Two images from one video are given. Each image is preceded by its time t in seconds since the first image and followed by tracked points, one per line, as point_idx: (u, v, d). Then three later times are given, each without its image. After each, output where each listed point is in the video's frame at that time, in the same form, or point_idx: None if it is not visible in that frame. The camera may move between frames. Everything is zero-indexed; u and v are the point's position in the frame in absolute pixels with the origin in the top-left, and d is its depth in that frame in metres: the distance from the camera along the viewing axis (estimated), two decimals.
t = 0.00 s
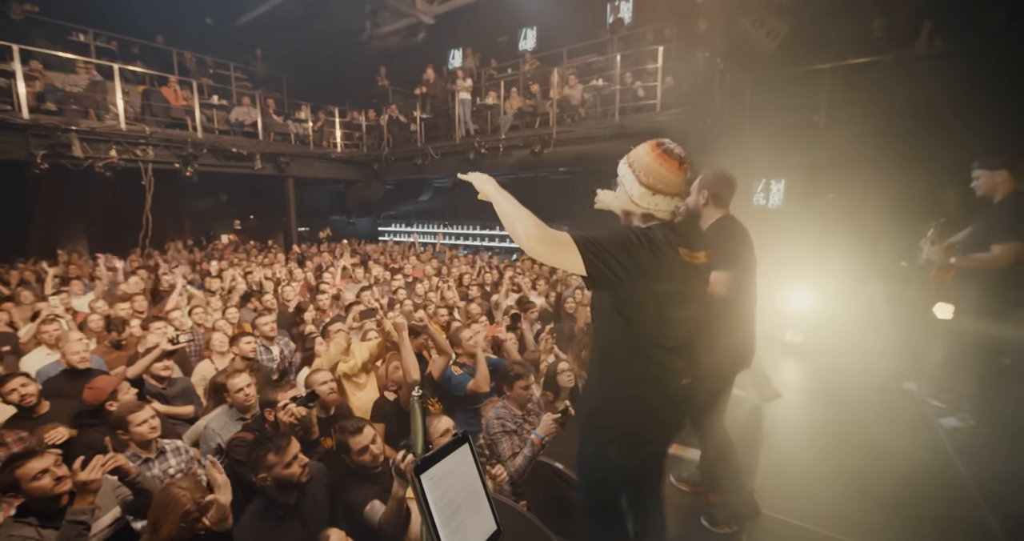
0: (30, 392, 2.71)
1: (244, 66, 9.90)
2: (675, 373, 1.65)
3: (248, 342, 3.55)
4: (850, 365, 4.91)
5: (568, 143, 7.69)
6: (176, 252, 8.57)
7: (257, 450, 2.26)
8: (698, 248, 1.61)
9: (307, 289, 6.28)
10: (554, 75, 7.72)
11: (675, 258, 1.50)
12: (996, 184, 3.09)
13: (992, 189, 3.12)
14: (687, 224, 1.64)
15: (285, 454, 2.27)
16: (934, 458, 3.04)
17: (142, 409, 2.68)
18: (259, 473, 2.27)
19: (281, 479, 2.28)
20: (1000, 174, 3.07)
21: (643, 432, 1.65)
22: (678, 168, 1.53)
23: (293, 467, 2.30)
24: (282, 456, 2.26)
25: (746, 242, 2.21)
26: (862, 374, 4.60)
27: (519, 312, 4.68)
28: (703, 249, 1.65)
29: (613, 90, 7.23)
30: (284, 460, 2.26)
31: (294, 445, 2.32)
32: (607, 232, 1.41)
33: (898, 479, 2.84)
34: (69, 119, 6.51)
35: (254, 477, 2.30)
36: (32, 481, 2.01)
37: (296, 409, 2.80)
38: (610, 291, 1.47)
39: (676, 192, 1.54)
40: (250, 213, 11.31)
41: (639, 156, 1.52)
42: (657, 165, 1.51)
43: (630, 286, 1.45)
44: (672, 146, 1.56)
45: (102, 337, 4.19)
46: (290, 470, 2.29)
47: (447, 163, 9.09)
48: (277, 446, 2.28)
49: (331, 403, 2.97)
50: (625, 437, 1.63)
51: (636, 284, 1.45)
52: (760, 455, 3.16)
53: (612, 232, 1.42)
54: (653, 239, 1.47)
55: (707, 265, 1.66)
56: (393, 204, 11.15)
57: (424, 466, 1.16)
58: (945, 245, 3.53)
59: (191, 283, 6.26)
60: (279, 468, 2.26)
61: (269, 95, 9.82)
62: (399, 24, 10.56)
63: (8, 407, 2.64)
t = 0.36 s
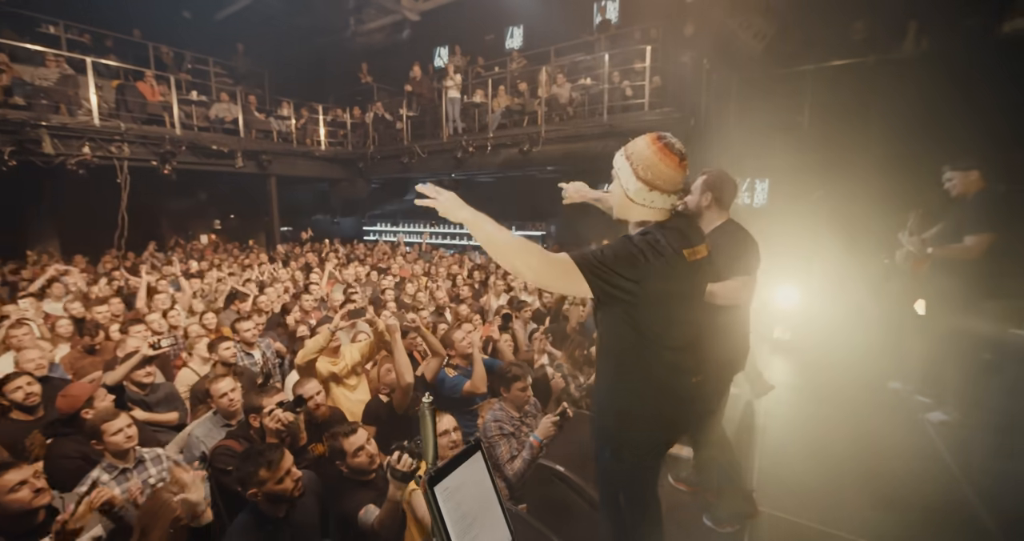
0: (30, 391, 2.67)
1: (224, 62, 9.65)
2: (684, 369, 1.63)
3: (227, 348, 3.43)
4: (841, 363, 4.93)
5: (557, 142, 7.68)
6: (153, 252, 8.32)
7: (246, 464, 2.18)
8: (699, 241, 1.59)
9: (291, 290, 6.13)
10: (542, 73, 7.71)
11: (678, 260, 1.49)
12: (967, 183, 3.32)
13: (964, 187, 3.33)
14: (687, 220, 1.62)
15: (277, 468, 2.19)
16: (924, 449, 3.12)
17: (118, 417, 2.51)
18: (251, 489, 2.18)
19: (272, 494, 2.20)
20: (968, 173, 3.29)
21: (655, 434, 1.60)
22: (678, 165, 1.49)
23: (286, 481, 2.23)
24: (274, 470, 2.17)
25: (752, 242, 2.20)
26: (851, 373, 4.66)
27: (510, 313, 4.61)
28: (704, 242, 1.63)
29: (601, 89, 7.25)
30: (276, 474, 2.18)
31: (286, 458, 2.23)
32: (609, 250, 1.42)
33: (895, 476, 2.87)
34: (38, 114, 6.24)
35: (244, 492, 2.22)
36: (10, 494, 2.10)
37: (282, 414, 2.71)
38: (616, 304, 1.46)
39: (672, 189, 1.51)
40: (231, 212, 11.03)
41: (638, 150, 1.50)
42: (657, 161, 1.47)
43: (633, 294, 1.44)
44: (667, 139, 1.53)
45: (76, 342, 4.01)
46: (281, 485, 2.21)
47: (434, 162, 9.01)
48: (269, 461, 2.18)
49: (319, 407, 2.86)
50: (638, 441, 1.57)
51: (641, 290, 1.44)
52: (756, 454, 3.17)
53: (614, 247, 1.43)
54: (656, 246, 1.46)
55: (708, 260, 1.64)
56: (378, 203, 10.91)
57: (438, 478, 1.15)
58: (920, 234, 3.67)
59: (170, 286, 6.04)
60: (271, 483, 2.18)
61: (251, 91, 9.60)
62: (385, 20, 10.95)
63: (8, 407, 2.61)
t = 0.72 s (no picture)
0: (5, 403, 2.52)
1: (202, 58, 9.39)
2: (692, 372, 1.62)
3: (207, 355, 3.30)
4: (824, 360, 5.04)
5: (545, 142, 7.67)
6: (128, 254, 8.04)
7: (233, 476, 2.18)
8: (709, 244, 1.55)
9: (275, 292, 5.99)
10: (529, 73, 7.69)
11: (681, 261, 1.45)
12: (934, 186, 3.18)
13: (931, 191, 3.18)
14: (697, 222, 1.57)
15: (263, 478, 2.18)
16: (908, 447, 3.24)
17: (98, 428, 2.39)
18: (239, 501, 2.18)
19: (261, 506, 2.18)
20: (936, 177, 3.16)
21: (663, 437, 1.61)
22: (688, 164, 1.47)
23: (275, 491, 2.22)
24: (261, 480, 2.17)
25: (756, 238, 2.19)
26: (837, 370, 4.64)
27: (501, 313, 4.58)
28: (715, 243, 1.59)
29: (589, 90, 7.27)
30: (263, 486, 2.17)
31: (272, 469, 2.21)
32: (609, 244, 1.39)
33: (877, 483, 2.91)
34: (5, 110, 5.98)
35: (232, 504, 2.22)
36: None
37: (272, 421, 2.62)
38: (613, 303, 1.45)
39: (683, 188, 1.49)
40: (210, 213, 10.74)
41: (648, 149, 1.47)
42: (667, 161, 1.45)
43: (633, 295, 1.41)
44: (681, 138, 1.51)
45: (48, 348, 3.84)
46: (271, 495, 2.20)
47: (420, 162, 8.92)
48: (254, 472, 2.17)
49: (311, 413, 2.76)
50: (644, 444, 1.60)
51: (639, 291, 1.41)
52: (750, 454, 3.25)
53: (613, 244, 1.40)
54: (657, 245, 1.43)
55: (720, 260, 1.60)
56: (363, 202, 10.64)
57: (460, 488, 1.10)
58: (889, 230, 3.40)
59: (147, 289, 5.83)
60: (259, 494, 2.18)
61: (230, 89, 9.37)
62: (367, 18, 10.35)
63: None
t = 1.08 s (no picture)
0: None
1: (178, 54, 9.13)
2: (688, 372, 1.66)
3: (193, 362, 3.18)
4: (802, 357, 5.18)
5: (531, 143, 7.70)
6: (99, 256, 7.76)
7: (234, 486, 2.14)
8: (716, 246, 1.61)
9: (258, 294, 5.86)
10: (516, 74, 7.71)
11: (691, 258, 1.53)
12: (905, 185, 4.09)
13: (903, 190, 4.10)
14: (702, 225, 1.64)
15: (267, 488, 2.16)
16: (899, 446, 3.40)
17: (86, 436, 2.33)
18: (240, 512, 2.15)
19: (263, 516, 2.17)
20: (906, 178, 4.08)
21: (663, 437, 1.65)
22: (697, 171, 1.52)
23: (276, 500, 2.20)
24: (263, 490, 2.15)
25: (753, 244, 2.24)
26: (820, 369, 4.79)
27: (490, 315, 4.57)
28: (722, 247, 1.65)
29: (575, 92, 7.33)
30: (266, 495, 2.16)
31: (274, 478, 2.19)
32: (622, 233, 1.45)
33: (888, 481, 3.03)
34: None
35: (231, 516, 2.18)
36: None
37: (264, 425, 2.58)
38: (623, 296, 1.48)
39: (692, 192, 1.54)
40: (185, 213, 10.45)
41: (659, 155, 1.51)
42: (678, 167, 1.49)
43: (642, 290, 1.47)
44: (690, 146, 1.56)
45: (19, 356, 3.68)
46: (271, 506, 2.18)
47: (405, 162, 8.85)
48: (257, 482, 2.14)
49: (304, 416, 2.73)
50: (647, 446, 1.61)
51: (647, 286, 1.47)
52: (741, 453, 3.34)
53: (627, 235, 1.46)
54: (670, 239, 1.50)
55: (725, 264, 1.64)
56: (345, 202, 10.56)
57: (487, 488, 1.12)
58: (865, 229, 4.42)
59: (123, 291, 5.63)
60: (261, 504, 2.16)
61: (207, 86, 9.18)
62: (350, 16, 10.57)
63: None
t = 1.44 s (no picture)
0: None
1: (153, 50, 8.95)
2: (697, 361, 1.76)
3: (185, 365, 3.08)
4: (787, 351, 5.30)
5: (516, 143, 7.75)
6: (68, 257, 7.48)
7: (234, 489, 2.27)
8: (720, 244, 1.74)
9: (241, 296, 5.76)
10: (500, 75, 7.77)
11: (707, 267, 1.63)
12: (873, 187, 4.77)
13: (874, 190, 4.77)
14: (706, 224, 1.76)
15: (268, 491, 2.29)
16: (886, 442, 3.46)
17: (67, 443, 2.27)
18: (244, 515, 2.29)
19: (267, 517, 2.31)
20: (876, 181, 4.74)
21: (665, 430, 1.75)
22: (706, 168, 1.61)
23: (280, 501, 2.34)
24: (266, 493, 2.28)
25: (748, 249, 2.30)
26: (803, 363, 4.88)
27: (480, 315, 4.57)
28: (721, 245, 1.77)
29: (560, 93, 7.42)
30: (268, 496, 2.29)
31: (274, 478, 2.32)
32: (648, 237, 1.52)
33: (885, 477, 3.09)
34: None
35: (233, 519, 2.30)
36: None
37: (260, 427, 2.52)
38: (647, 292, 1.56)
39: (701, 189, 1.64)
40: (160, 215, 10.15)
41: (675, 153, 1.59)
42: (690, 163, 1.58)
43: (662, 298, 1.56)
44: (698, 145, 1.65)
45: None
46: (275, 506, 2.32)
47: (389, 162, 8.79)
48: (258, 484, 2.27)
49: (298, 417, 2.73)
50: (651, 432, 1.69)
51: (668, 294, 1.56)
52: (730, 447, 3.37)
53: (652, 235, 1.54)
54: (686, 251, 1.57)
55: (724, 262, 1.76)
56: (326, 202, 9.72)
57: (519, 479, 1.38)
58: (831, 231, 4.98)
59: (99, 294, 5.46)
60: (263, 506, 2.29)
61: (183, 83, 9.07)
62: (330, 14, 10.69)
63: None
